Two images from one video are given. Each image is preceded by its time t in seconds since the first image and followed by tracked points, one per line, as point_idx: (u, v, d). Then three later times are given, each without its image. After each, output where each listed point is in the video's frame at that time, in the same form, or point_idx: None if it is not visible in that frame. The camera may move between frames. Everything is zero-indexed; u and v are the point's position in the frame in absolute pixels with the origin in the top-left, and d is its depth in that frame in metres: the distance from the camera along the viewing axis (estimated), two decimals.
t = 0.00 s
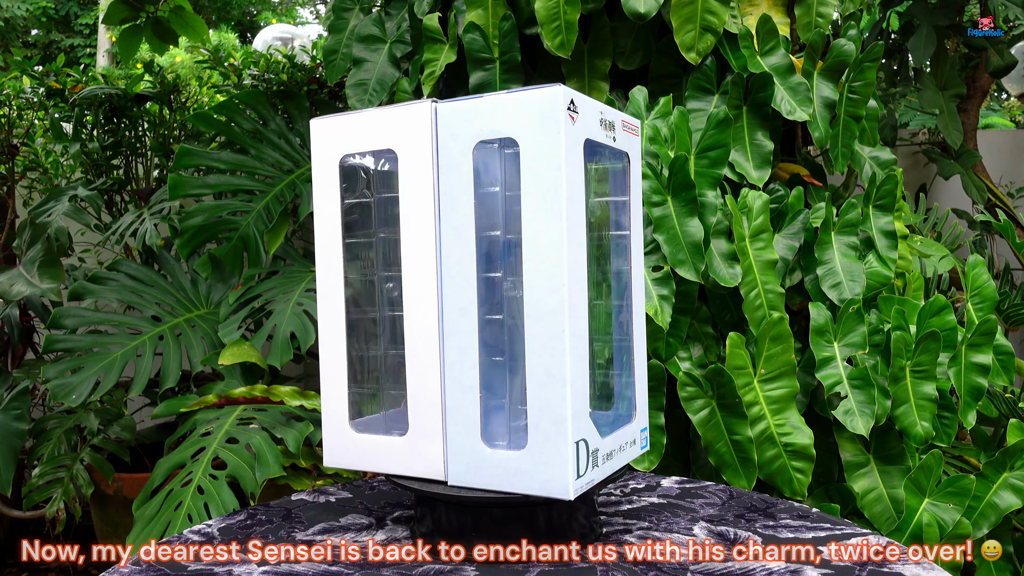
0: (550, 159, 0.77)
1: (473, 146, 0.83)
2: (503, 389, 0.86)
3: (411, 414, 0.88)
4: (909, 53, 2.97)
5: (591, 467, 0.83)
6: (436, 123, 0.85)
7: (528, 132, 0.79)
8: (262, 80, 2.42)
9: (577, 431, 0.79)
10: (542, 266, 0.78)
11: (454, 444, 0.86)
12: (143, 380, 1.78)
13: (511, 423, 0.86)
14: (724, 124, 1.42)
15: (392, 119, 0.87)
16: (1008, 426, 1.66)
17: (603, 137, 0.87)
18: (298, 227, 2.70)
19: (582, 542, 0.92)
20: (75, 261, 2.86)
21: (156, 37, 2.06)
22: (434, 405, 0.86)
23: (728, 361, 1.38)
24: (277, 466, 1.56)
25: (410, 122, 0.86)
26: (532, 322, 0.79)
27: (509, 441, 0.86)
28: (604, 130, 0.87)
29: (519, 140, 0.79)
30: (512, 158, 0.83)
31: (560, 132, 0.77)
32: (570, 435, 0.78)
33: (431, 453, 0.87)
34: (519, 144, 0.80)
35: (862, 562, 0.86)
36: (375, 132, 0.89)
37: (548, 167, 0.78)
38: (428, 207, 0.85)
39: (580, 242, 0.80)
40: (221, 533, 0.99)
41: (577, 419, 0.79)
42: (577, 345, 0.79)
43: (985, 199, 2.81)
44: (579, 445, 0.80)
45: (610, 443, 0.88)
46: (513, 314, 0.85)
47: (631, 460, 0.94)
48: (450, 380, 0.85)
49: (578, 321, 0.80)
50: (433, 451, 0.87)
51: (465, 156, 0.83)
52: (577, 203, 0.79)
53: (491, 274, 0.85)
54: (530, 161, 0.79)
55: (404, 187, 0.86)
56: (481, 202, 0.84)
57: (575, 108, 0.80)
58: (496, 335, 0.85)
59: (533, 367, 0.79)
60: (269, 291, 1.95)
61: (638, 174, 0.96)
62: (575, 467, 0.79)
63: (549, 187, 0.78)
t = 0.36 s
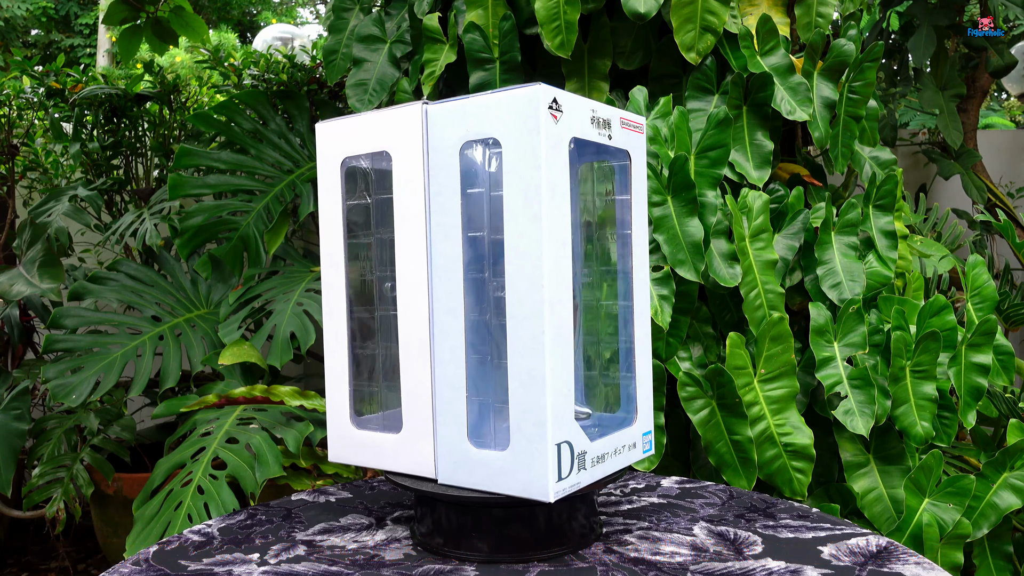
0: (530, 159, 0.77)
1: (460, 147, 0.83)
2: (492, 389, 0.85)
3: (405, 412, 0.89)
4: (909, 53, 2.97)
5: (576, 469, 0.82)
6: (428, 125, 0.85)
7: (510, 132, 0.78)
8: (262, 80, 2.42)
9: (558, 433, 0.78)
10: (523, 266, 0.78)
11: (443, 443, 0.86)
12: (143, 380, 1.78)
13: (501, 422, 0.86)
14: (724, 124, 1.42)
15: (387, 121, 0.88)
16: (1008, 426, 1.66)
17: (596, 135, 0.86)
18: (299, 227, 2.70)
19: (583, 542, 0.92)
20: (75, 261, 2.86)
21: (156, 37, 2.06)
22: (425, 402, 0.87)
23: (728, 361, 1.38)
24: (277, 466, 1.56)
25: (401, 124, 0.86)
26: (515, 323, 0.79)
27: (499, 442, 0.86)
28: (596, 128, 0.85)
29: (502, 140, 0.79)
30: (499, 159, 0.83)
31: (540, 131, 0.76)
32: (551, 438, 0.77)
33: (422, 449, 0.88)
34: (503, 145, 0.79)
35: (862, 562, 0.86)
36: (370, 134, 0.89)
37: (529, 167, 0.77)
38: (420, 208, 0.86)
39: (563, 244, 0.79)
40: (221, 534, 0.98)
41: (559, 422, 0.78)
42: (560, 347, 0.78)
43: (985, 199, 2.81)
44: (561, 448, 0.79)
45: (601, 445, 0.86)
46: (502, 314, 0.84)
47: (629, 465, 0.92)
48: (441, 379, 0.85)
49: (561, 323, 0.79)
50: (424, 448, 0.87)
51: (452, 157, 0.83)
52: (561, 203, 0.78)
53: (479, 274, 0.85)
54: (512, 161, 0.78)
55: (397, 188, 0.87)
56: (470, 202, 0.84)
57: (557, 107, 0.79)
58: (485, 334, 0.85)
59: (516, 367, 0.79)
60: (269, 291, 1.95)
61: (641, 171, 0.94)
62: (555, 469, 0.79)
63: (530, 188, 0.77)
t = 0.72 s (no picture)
0: (510, 160, 0.76)
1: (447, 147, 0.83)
2: (482, 389, 0.85)
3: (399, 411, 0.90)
4: (909, 53, 2.97)
5: (559, 472, 0.81)
6: (419, 127, 0.85)
7: (493, 133, 0.78)
8: (262, 80, 2.42)
9: (538, 435, 0.78)
10: (504, 267, 0.78)
11: (434, 442, 0.86)
12: (143, 380, 1.78)
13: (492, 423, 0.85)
14: (724, 124, 1.42)
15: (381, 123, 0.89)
16: (1008, 426, 1.66)
17: (586, 134, 0.85)
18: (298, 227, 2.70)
19: (583, 542, 0.92)
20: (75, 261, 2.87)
21: (156, 37, 2.06)
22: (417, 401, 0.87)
23: (728, 361, 1.38)
24: (277, 466, 1.56)
25: (395, 125, 0.87)
26: (497, 323, 0.79)
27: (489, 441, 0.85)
28: (586, 127, 0.84)
29: (485, 141, 0.79)
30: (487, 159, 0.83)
31: (519, 131, 0.75)
32: (529, 439, 0.77)
33: (414, 447, 0.88)
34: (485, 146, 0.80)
35: (862, 562, 0.86)
36: (368, 135, 0.90)
37: (509, 168, 0.77)
38: (410, 209, 0.86)
39: (545, 244, 0.78)
40: (221, 534, 0.98)
41: (539, 424, 0.78)
42: (540, 348, 0.78)
43: (985, 199, 2.81)
44: (541, 450, 0.78)
45: (590, 448, 0.85)
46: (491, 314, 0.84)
47: (626, 469, 0.90)
48: (431, 379, 0.85)
49: (541, 325, 0.78)
50: (416, 447, 0.88)
51: (441, 157, 0.83)
52: (542, 203, 0.78)
53: (467, 275, 0.85)
54: (493, 162, 0.78)
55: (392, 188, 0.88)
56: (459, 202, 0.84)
57: (539, 107, 0.78)
58: (475, 335, 0.84)
59: (497, 367, 0.79)
60: (269, 291, 1.95)
61: (642, 170, 0.92)
62: (535, 471, 0.78)
63: (509, 189, 0.77)
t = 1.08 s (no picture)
0: (489, 160, 0.76)
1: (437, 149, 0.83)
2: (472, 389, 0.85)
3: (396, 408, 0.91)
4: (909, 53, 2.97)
5: (541, 474, 0.80)
6: (410, 129, 0.86)
7: (475, 133, 0.78)
8: (262, 80, 2.42)
9: (517, 436, 0.77)
10: (484, 267, 0.78)
11: (426, 441, 0.87)
12: (143, 380, 1.78)
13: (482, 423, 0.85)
14: (724, 124, 1.42)
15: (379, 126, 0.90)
16: (1008, 426, 1.66)
17: (576, 132, 0.84)
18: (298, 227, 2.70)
19: (583, 542, 0.92)
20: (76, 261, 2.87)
21: (156, 37, 2.06)
22: (410, 400, 0.88)
23: (728, 361, 1.38)
24: (277, 466, 1.57)
25: (391, 127, 0.88)
26: (478, 324, 0.79)
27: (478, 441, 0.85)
28: (575, 125, 0.83)
29: (468, 141, 0.79)
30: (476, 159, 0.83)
31: (497, 131, 0.75)
32: (506, 440, 0.77)
33: (408, 445, 0.89)
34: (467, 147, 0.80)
35: (862, 562, 0.86)
36: (369, 138, 0.92)
37: (489, 168, 0.76)
38: (402, 210, 0.87)
39: (526, 244, 0.78)
40: (221, 534, 0.98)
41: (519, 425, 0.78)
42: (520, 348, 0.77)
43: (985, 199, 2.81)
44: (522, 451, 0.78)
45: (577, 450, 0.84)
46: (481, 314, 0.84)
47: (622, 472, 0.89)
48: (422, 378, 0.86)
49: (522, 325, 0.78)
50: (410, 445, 0.89)
51: (430, 158, 0.84)
52: (524, 202, 0.77)
53: (457, 275, 0.85)
54: (475, 163, 0.78)
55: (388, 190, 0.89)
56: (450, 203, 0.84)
57: (520, 106, 0.78)
58: (464, 335, 0.85)
59: (478, 367, 0.79)
60: (269, 291, 1.95)
61: (641, 168, 0.90)
62: (514, 472, 0.78)
63: (490, 189, 0.76)
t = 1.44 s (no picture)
0: (469, 161, 0.76)
1: (427, 150, 0.84)
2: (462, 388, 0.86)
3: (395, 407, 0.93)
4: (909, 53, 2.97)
5: (522, 475, 0.80)
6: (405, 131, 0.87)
7: (457, 134, 0.78)
8: (262, 81, 2.42)
9: (496, 437, 0.77)
10: (464, 268, 0.78)
11: (418, 439, 0.88)
12: (143, 380, 1.78)
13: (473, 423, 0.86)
14: (724, 124, 1.42)
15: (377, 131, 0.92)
16: (1008, 426, 1.66)
17: (563, 131, 0.83)
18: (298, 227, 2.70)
19: (583, 542, 0.92)
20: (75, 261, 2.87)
21: (156, 37, 2.05)
22: (405, 400, 0.90)
23: (728, 361, 1.38)
24: (277, 466, 1.57)
25: (389, 129, 0.90)
26: (460, 324, 0.79)
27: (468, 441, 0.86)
28: (561, 124, 0.83)
29: (451, 142, 0.79)
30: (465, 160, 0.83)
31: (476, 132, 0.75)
32: (484, 440, 0.77)
33: (405, 443, 0.91)
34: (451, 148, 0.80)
35: (862, 562, 0.86)
36: (373, 140, 0.94)
37: (469, 169, 0.76)
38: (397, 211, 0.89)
39: (505, 244, 0.77)
40: (221, 534, 0.98)
41: (498, 425, 0.78)
42: (499, 349, 0.77)
43: (985, 199, 2.81)
44: (501, 451, 0.78)
45: (563, 453, 0.84)
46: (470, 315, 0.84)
47: (617, 476, 0.89)
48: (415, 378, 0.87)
49: (501, 326, 0.77)
50: (407, 443, 0.90)
51: (421, 159, 0.85)
52: (504, 202, 0.77)
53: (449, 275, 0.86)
54: (457, 164, 0.78)
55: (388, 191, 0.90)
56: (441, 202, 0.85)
57: (499, 106, 0.77)
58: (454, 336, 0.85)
59: (460, 367, 0.79)
60: (269, 291, 1.95)
61: (637, 167, 0.89)
62: (492, 472, 0.78)
63: (469, 190, 0.77)
